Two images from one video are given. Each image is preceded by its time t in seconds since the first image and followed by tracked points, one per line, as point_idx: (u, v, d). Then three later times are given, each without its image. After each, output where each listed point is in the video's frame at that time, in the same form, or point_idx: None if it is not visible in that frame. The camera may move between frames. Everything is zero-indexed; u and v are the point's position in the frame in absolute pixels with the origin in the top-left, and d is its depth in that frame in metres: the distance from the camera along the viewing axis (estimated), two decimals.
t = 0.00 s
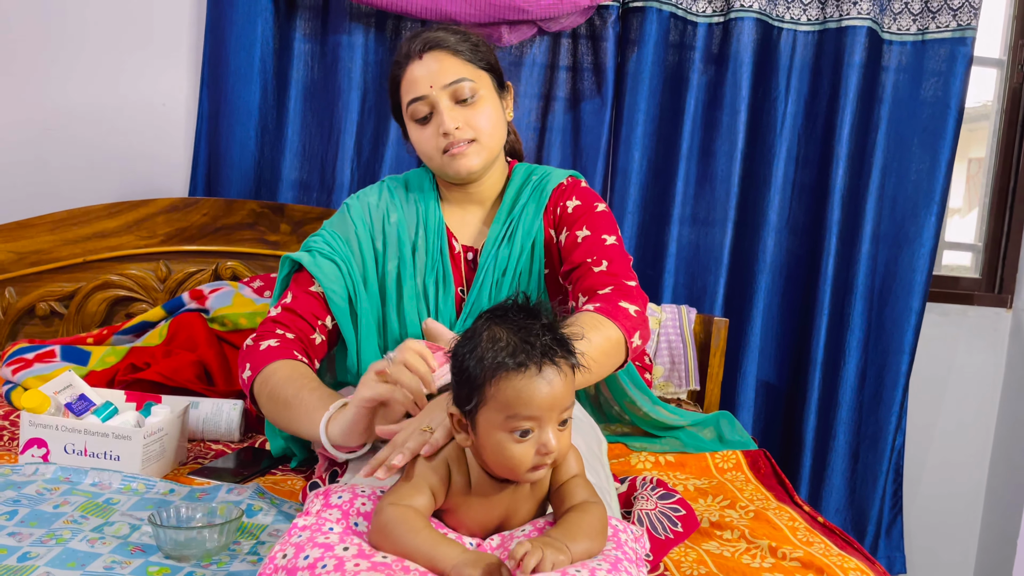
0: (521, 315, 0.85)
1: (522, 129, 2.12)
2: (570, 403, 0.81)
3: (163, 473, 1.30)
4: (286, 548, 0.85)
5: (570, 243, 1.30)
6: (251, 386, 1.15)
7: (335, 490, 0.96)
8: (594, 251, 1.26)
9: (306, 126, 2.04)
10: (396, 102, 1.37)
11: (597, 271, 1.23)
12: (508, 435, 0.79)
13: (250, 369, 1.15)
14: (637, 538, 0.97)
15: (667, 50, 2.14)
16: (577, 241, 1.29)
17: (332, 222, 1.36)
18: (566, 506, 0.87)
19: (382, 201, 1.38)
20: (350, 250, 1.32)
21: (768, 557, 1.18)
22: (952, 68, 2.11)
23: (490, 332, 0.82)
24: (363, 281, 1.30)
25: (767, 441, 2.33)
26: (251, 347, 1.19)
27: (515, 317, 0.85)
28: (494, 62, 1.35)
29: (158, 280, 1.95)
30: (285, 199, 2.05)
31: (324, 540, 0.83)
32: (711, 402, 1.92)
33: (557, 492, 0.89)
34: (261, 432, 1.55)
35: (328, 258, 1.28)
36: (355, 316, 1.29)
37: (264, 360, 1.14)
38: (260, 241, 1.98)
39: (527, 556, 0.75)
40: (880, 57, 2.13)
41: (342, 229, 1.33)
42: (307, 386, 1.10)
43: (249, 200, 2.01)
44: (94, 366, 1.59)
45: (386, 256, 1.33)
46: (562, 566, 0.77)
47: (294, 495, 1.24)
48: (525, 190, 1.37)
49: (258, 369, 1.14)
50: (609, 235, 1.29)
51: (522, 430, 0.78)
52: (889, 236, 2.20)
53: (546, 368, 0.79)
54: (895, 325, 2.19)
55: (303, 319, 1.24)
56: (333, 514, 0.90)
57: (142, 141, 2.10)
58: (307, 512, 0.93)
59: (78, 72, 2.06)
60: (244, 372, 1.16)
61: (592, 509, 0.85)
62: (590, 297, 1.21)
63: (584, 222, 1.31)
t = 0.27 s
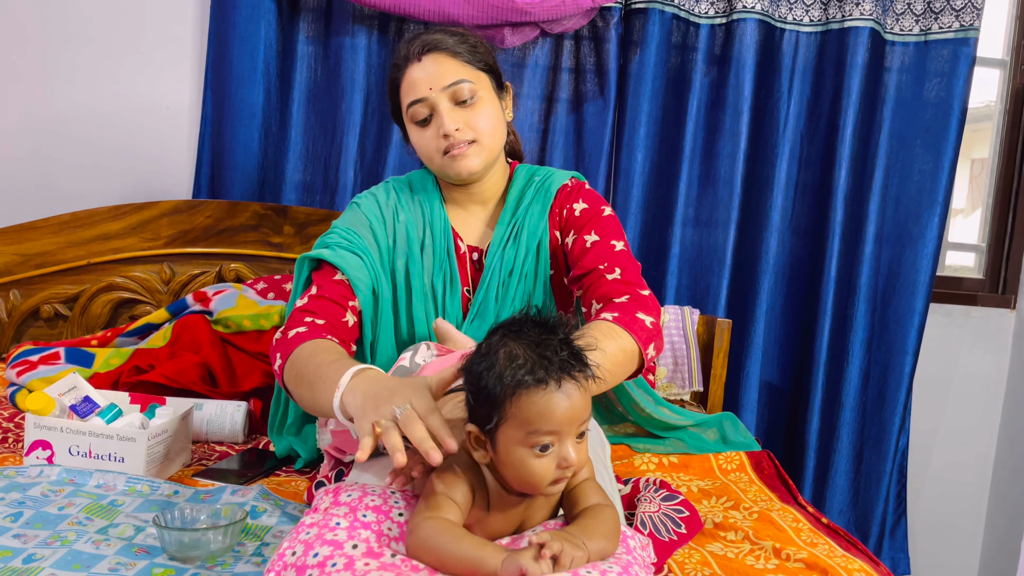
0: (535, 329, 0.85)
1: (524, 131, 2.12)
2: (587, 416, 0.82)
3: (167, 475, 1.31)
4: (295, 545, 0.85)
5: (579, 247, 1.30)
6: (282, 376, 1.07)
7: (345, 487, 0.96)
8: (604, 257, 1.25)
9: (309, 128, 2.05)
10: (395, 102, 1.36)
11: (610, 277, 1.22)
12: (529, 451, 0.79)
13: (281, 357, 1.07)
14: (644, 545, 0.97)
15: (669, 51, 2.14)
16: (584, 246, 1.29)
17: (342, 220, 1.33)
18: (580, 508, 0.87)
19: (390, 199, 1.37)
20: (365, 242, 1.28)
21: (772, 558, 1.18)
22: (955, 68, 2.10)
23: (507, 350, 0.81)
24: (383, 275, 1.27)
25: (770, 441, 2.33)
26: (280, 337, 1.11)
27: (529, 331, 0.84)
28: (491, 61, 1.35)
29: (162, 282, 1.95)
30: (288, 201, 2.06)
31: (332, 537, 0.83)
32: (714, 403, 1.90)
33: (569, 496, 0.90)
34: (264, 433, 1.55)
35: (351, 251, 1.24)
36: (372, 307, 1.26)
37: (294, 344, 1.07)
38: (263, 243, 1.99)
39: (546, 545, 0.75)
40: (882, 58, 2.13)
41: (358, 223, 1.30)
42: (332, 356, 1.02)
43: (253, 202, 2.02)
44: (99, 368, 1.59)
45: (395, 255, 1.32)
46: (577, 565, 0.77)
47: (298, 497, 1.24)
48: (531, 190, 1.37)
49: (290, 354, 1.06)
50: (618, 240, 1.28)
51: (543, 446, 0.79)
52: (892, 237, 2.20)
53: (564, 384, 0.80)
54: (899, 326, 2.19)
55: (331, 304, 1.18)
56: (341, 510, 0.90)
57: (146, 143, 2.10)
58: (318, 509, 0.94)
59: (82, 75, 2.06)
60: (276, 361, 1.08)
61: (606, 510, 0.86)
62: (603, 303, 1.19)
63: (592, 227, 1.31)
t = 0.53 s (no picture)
0: (521, 325, 0.86)
1: (527, 131, 2.12)
2: (580, 405, 0.81)
3: (170, 476, 1.31)
4: (299, 546, 0.85)
5: (597, 258, 1.31)
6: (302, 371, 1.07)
7: (348, 488, 0.96)
8: (627, 271, 1.27)
9: (311, 129, 2.05)
10: (401, 107, 1.36)
11: (638, 293, 1.24)
12: (523, 443, 0.79)
13: (301, 353, 1.08)
14: (647, 547, 0.97)
15: (671, 51, 2.14)
16: (603, 258, 1.30)
17: (353, 217, 1.32)
18: (582, 510, 0.87)
19: (400, 199, 1.36)
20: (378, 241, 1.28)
21: (776, 558, 1.18)
22: (957, 68, 2.10)
23: (492, 346, 0.83)
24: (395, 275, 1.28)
25: (773, 441, 2.32)
26: (300, 333, 1.11)
27: (516, 327, 0.86)
28: (496, 62, 1.35)
29: (165, 283, 1.96)
30: (291, 202, 2.06)
31: (336, 539, 0.82)
32: (717, 402, 1.89)
33: (572, 498, 0.90)
34: (267, 434, 1.55)
35: (366, 248, 1.24)
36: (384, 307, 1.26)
37: (315, 342, 1.07)
38: (266, 244, 1.99)
39: (543, 547, 0.75)
40: (884, 57, 2.13)
41: (370, 221, 1.30)
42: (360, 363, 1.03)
43: (255, 203, 2.02)
44: (102, 370, 1.59)
45: (406, 255, 1.32)
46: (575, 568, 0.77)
47: (301, 497, 1.24)
48: (541, 194, 1.37)
49: (310, 351, 1.06)
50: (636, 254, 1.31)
51: (537, 437, 0.79)
52: (894, 236, 2.19)
53: (551, 372, 0.80)
54: (902, 326, 2.18)
55: (351, 297, 1.19)
56: (344, 510, 0.90)
57: (148, 145, 2.11)
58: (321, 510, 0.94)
59: (84, 77, 2.07)
60: (295, 357, 1.08)
61: (609, 512, 0.86)
62: (633, 317, 1.20)
63: (609, 239, 1.32)
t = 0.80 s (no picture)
0: (507, 325, 0.86)
1: (528, 132, 2.12)
2: (568, 401, 0.81)
3: (173, 476, 1.31)
4: (300, 547, 0.85)
5: (607, 270, 1.32)
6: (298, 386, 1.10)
7: (350, 489, 0.96)
8: (637, 288, 1.30)
9: (313, 130, 2.05)
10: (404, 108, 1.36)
11: (648, 309, 1.27)
12: (512, 441, 0.79)
13: (296, 368, 1.11)
14: (649, 545, 0.97)
15: (672, 51, 2.14)
16: (612, 271, 1.32)
17: (350, 225, 1.34)
18: (581, 509, 0.87)
19: (398, 204, 1.37)
20: (372, 251, 1.29)
21: (777, 558, 1.18)
22: (959, 66, 2.09)
23: (477, 346, 0.83)
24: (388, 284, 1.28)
25: (776, 441, 2.32)
26: (291, 350, 1.15)
27: (501, 327, 0.86)
28: (499, 64, 1.35)
29: (167, 284, 1.96)
30: (292, 203, 2.06)
31: (337, 539, 0.83)
32: (719, 402, 1.91)
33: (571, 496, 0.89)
34: (269, 435, 1.55)
35: (354, 260, 1.25)
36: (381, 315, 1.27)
37: (310, 356, 1.11)
38: (268, 245, 1.99)
39: (540, 547, 0.75)
40: (885, 56, 2.13)
41: (362, 231, 1.31)
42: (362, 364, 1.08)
43: (257, 204, 2.02)
44: (104, 371, 1.60)
45: (404, 259, 1.32)
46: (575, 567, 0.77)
47: (303, 497, 1.25)
48: (546, 197, 1.37)
49: (305, 367, 1.10)
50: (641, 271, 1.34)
51: (525, 434, 0.79)
52: (896, 236, 2.19)
53: (537, 369, 0.80)
54: (903, 325, 2.18)
55: (340, 315, 1.20)
56: (346, 510, 0.90)
57: (150, 146, 2.11)
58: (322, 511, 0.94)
59: (86, 78, 2.07)
60: (290, 371, 1.11)
61: (608, 510, 0.85)
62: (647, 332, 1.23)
63: (617, 253, 1.34)
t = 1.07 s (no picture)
0: (514, 333, 0.84)
1: (530, 131, 2.11)
2: (568, 419, 0.80)
3: (176, 476, 1.31)
4: (303, 546, 0.85)
5: (594, 269, 1.31)
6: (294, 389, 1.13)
7: (352, 488, 0.96)
8: (621, 285, 1.28)
9: (314, 129, 2.05)
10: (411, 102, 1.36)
11: (627, 308, 1.25)
12: (508, 457, 0.79)
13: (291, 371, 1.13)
14: (651, 542, 0.97)
15: (673, 49, 2.14)
16: (600, 270, 1.30)
17: (351, 226, 1.34)
18: (584, 510, 0.86)
19: (399, 204, 1.37)
20: (371, 252, 1.30)
21: (780, 556, 1.17)
22: (962, 64, 2.09)
23: (482, 355, 0.82)
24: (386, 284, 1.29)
25: (778, 440, 2.32)
26: (286, 354, 1.17)
27: (508, 335, 0.84)
28: (508, 62, 1.34)
29: (170, 284, 1.96)
30: (294, 202, 2.06)
31: (340, 538, 0.83)
32: (722, 401, 1.91)
33: (574, 497, 0.89)
34: (272, 434, 1.55)
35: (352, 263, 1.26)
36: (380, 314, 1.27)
37: (304, 358, 1.12)
38: (270, 244, 1.99)
39: (545, 550, 0.74)
40: (888, 54, 2.12)
41: (360, 233, 1.32)
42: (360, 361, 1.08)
43: (259, 204, 2.03)
44: (107, 370, 1.60)
45: (403, 258, 1.32)
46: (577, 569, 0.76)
47: (305, 497, 1.25)
48: (547, 197, 1.37)
49: (300, 370, 1.12)
50: (631, 270, 1.32)
51: (522, 451, 0.79)
52: (899, 234, 2.19)
53: (537, 390, 0.78)
54: (906, 323, 2.18)
55: (334, 319, 1.23)
56: (348, 509, 0.90)
57: (152, 146, 2.11)
58: (325, 511, 0.94)
59: (88, 78, 2.08)
60: (286, 375, 1.14)
61: (611, 512, 0.85)
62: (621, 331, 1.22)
63: (608, 251, 1.32)
